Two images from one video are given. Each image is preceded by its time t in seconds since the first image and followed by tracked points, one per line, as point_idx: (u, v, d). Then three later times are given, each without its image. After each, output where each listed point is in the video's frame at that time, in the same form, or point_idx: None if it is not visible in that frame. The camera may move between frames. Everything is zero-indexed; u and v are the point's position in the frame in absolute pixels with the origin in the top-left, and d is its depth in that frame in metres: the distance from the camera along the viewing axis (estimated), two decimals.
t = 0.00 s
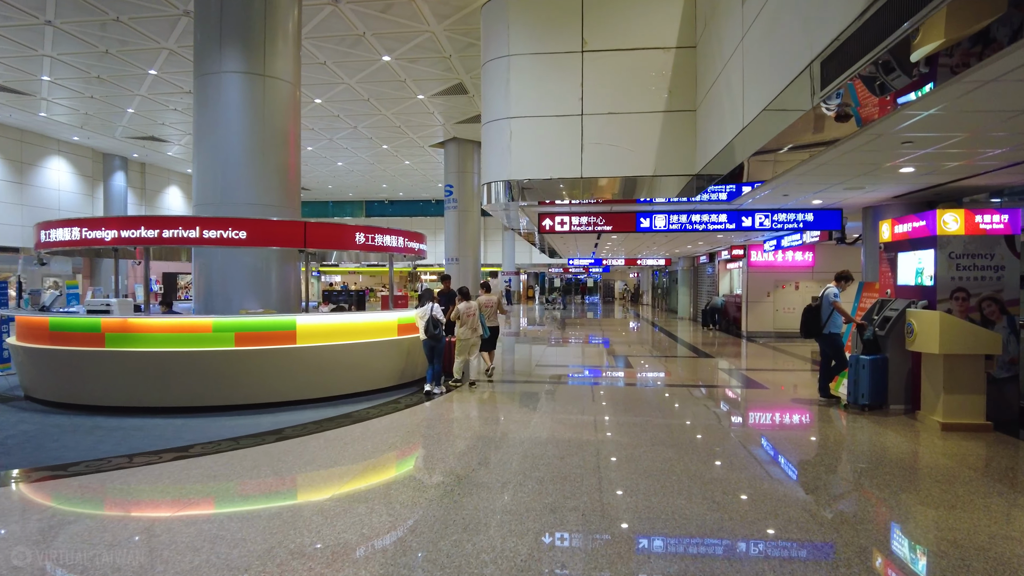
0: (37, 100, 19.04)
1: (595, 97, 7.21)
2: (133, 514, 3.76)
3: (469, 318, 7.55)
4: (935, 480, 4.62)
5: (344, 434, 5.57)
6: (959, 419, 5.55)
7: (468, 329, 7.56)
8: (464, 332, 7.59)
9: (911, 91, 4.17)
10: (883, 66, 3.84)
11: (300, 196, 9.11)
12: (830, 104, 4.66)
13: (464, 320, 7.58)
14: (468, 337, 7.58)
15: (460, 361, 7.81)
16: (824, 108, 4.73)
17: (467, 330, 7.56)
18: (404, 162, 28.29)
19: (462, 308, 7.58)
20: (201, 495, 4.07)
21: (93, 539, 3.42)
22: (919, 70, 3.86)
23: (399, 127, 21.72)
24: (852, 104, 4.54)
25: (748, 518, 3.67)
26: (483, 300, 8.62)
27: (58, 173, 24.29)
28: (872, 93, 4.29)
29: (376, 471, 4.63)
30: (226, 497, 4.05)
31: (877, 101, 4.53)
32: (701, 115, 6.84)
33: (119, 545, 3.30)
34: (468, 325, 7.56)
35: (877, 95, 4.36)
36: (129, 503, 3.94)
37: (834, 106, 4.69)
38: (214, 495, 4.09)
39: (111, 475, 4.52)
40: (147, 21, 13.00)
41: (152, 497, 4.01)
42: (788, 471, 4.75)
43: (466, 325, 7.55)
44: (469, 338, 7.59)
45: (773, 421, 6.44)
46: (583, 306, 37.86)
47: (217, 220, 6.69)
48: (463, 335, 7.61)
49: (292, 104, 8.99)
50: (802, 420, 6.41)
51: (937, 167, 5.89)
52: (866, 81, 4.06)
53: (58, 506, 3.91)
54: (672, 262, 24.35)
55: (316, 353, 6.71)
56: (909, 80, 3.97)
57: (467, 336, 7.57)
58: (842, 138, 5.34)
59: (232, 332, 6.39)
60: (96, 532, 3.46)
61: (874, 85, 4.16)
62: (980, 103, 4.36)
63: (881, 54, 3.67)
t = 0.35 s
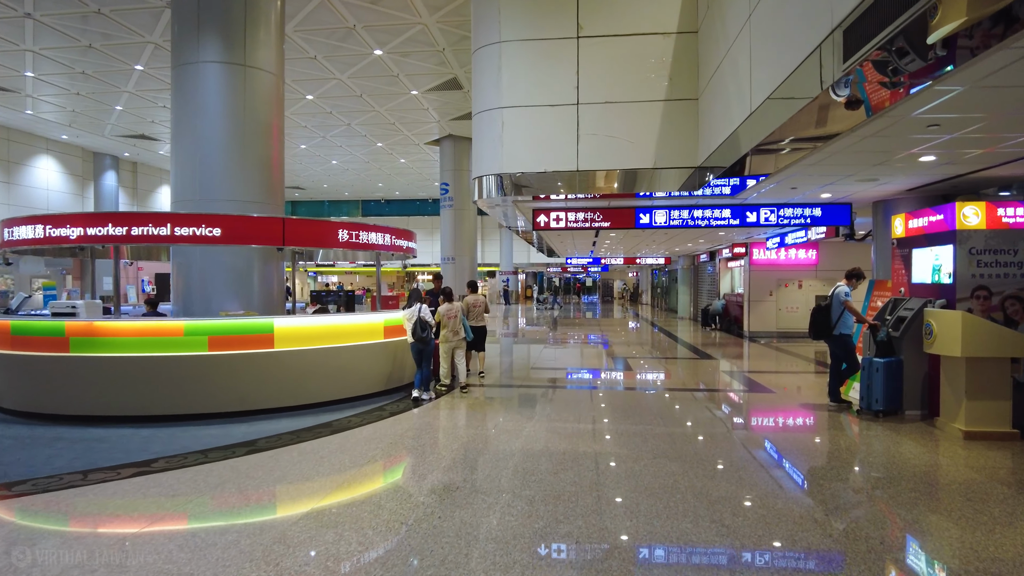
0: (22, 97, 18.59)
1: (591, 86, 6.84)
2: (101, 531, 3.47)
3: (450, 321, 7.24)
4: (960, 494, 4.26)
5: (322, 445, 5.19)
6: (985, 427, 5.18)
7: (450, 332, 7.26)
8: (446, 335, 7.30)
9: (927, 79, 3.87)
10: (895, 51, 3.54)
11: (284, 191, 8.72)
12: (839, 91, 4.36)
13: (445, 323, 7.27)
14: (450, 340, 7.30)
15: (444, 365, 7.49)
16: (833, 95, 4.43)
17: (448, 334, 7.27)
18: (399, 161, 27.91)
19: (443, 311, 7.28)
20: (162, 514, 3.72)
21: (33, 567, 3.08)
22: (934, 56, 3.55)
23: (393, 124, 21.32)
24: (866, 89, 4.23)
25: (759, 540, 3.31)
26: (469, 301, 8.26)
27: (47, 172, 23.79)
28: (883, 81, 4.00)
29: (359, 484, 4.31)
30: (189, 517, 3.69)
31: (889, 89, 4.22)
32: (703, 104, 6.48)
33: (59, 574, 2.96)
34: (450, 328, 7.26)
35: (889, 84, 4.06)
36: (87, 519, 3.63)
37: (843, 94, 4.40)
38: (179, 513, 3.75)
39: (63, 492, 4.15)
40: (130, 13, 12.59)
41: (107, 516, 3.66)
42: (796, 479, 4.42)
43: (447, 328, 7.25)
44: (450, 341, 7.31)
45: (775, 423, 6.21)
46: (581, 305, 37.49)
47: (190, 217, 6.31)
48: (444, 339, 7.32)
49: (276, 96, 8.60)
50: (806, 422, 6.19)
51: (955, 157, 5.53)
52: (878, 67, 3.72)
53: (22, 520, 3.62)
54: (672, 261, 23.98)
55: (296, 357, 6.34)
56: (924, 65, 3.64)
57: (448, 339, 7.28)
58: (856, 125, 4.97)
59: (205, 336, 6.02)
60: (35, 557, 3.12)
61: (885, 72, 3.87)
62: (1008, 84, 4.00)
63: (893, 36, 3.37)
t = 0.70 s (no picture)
0: (9, 92, 18.16)
1: (592, 73, 6.45)
2: (64, 548, 3.21)
3: (435, 321, 7.02)
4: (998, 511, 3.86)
5: (300, 457, 4.80)
6: (1017, 437, 4.81)
7: (435, 332, 7.05)
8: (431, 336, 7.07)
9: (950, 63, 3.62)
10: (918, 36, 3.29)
11: (269, 186, 8.32)
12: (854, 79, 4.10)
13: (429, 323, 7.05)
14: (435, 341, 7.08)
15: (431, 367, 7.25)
16: (847, 82, 4.16)
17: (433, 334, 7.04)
18: (396, 158, 27.51)
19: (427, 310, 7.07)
20: (117, 536, 3.35)
21: None
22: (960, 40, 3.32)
23: (389, 120, 20.92)
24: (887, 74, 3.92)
25: (775, 563, 3.01)
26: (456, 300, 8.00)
27: (36, 169, 23.30)
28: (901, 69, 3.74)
29: (343, 497, 3.99)
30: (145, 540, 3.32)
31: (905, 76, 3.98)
32: (711, 91, 6.09)
33: None
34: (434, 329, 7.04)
35: (907, 69, 3.81)
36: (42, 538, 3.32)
37: (858, 81, 4.14)
38: (137, 534, 3.39)
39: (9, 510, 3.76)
40: (114, 3, 12.18)
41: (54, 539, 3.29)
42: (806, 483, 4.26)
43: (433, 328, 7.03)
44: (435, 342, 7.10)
45: (779, 424, 6.07)
46: (580, 304, 37.12)
47: (164, 211, 5.91)
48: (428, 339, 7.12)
49: (261, 86, 8.18)
50: (812, 424, 6.04)
51: (982, 146, 5.15)
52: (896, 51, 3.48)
53: None
54: (673, 260, 23.59)
55: (277, 361, 5.96)
56: (948, 45, 3.36)
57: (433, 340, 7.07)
58: (877, 111, 4.61)
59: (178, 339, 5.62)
60: None
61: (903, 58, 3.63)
62: None
63: (916, 20, 3.08)
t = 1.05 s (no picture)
0: None
1: (593, 63, 6.09)
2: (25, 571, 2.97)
3: (425, 325, 6.66)
4: None
5: (276, 475, 4.43)
6: None
7: (425, 337, 6.69)
8: (422, 341, 6.71)
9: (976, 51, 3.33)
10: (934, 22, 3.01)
11: (254, 183, 7.95)
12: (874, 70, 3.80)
13: (420, 327, 6.70)
14: (426, 347, 6.73)
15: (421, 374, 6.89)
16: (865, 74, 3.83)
17: (423, 339, 6.68)
18: (393, 157, 27.12)
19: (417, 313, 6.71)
20: (83, 559, 3.11)
21: None
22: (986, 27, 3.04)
23: (385, 117, 20.56)
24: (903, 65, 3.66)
25: None
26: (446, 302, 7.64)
27: (26, 167, 22.87)
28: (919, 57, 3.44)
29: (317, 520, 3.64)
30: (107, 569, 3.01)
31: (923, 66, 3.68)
32: (720, 82, 5.73)
33: None
34: (424, 334, 6.69)
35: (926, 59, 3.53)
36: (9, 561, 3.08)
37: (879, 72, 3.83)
38: (107, 556, 3.14)
39: None
40: None
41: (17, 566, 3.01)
42: (812, 493, 4.13)
43: (423, 332, 6.68)
44: (426, 348, 6.73)
45: (783, 432, 5.92)
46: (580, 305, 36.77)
47: (135, 208, 5.51)
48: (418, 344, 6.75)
49: (246, 78, 7.80)
50: (817, 431, 5.87)
51: (1012, 140, 4.79)
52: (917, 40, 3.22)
53: None
54: (674, 260, 23.23)
55: (256, 368, 5.59)
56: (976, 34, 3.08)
57: (423, 345, 6.71)
58: (901, 102, 4.26)
59: (150, 345, 5.24)
60: None
61: (923, 45, 3.30)
62: None
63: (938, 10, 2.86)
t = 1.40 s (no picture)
0: None
1: (589, 45, 5.72)
2: None
3: (417, 325, 6.29)
4: None
5: (243, 489, 4.04)
6: None
7: (416, 338, 6.32)
8: (413, 342, 6.34)
9: (1002, 26, 2.98)
10: None
11: (234, 176, 7.54)
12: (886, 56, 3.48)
13: (411, 328, 6.33)
14: (417, 348, 6.36)
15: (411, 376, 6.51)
16: (878, 58, 3.50)
17: (414, 340, 6.31)
18: (388, 155, 26.75)
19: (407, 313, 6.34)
20: (86, 558, 3.01)
21: None
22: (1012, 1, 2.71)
23: (379, 114, 20.20)
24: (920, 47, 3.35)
25: None
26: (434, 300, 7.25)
27: (15, 165, 22.41)
28: (939, 37, 3.12)
29: (282, 540, 3.27)
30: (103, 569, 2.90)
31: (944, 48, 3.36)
32: (725, 65, 5.36)
33: None
34: (416, 334, 6.31)
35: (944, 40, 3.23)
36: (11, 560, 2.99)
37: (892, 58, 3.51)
38: (111, 556, 3.04)
39: None
40: None
41: (22, 566, 2.92)
42: (817, 495, 3.95)
43: (414, 333, 6.31)
44: (417, 349, 6.36)
45: (786, 434, 5.69)
46: (578, 305, 36.39)
47: (97, 199, 5.10)
48: (408, 346, 6.38)
49: (226, 66, 7.42)
50: (821, 433, 5.65)
51: None
52: (936, 18, 2.91)
53: None
54: (674, 260, 22.91)
55: (228, 371, 5.21)
56: (1000, 11, 2.74)
57: (413, 347, 6.34)
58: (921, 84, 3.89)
59: (112, 346, 4.86)
60: None
61: (942, 22, 2.98)
62: None
63: None
